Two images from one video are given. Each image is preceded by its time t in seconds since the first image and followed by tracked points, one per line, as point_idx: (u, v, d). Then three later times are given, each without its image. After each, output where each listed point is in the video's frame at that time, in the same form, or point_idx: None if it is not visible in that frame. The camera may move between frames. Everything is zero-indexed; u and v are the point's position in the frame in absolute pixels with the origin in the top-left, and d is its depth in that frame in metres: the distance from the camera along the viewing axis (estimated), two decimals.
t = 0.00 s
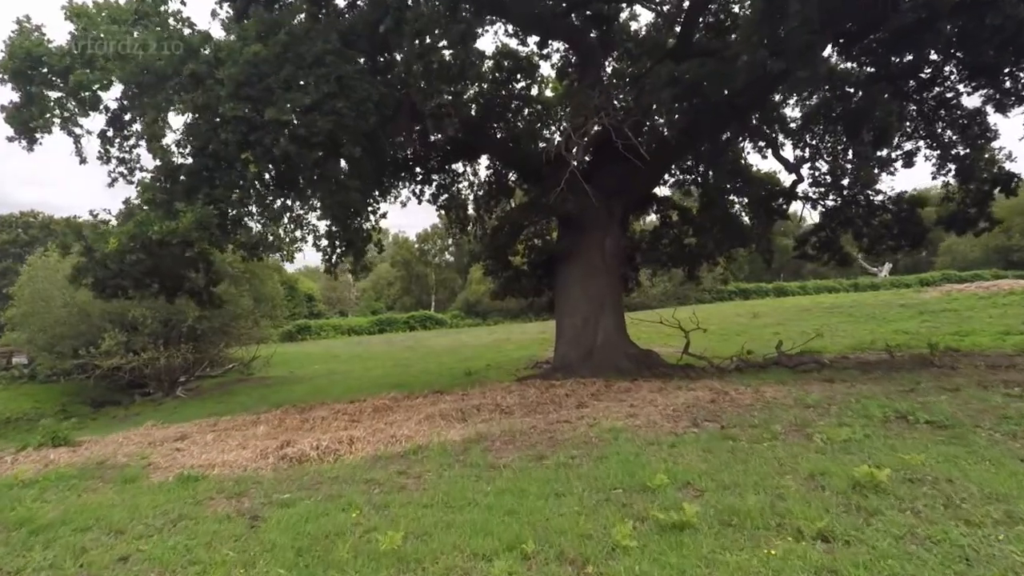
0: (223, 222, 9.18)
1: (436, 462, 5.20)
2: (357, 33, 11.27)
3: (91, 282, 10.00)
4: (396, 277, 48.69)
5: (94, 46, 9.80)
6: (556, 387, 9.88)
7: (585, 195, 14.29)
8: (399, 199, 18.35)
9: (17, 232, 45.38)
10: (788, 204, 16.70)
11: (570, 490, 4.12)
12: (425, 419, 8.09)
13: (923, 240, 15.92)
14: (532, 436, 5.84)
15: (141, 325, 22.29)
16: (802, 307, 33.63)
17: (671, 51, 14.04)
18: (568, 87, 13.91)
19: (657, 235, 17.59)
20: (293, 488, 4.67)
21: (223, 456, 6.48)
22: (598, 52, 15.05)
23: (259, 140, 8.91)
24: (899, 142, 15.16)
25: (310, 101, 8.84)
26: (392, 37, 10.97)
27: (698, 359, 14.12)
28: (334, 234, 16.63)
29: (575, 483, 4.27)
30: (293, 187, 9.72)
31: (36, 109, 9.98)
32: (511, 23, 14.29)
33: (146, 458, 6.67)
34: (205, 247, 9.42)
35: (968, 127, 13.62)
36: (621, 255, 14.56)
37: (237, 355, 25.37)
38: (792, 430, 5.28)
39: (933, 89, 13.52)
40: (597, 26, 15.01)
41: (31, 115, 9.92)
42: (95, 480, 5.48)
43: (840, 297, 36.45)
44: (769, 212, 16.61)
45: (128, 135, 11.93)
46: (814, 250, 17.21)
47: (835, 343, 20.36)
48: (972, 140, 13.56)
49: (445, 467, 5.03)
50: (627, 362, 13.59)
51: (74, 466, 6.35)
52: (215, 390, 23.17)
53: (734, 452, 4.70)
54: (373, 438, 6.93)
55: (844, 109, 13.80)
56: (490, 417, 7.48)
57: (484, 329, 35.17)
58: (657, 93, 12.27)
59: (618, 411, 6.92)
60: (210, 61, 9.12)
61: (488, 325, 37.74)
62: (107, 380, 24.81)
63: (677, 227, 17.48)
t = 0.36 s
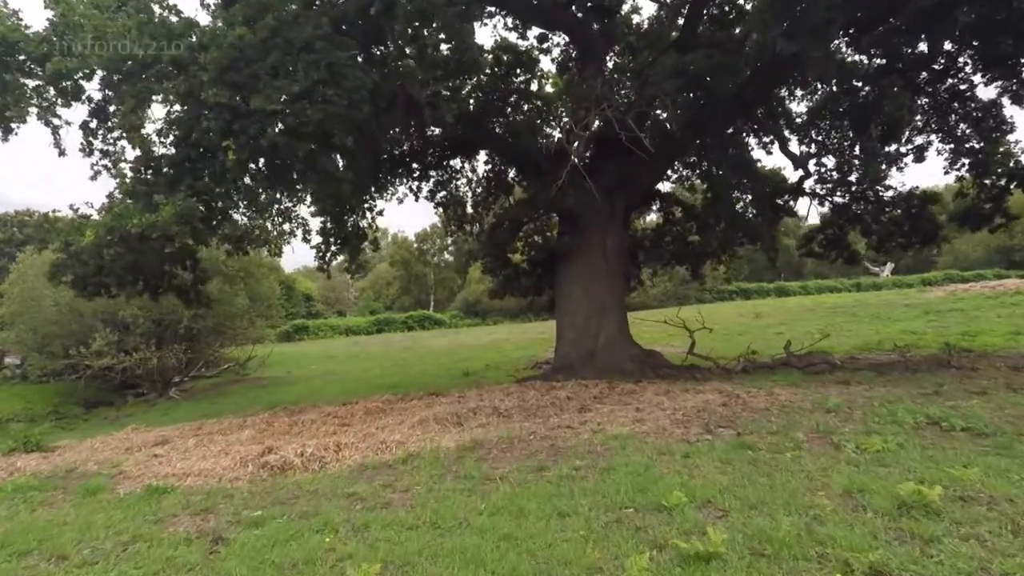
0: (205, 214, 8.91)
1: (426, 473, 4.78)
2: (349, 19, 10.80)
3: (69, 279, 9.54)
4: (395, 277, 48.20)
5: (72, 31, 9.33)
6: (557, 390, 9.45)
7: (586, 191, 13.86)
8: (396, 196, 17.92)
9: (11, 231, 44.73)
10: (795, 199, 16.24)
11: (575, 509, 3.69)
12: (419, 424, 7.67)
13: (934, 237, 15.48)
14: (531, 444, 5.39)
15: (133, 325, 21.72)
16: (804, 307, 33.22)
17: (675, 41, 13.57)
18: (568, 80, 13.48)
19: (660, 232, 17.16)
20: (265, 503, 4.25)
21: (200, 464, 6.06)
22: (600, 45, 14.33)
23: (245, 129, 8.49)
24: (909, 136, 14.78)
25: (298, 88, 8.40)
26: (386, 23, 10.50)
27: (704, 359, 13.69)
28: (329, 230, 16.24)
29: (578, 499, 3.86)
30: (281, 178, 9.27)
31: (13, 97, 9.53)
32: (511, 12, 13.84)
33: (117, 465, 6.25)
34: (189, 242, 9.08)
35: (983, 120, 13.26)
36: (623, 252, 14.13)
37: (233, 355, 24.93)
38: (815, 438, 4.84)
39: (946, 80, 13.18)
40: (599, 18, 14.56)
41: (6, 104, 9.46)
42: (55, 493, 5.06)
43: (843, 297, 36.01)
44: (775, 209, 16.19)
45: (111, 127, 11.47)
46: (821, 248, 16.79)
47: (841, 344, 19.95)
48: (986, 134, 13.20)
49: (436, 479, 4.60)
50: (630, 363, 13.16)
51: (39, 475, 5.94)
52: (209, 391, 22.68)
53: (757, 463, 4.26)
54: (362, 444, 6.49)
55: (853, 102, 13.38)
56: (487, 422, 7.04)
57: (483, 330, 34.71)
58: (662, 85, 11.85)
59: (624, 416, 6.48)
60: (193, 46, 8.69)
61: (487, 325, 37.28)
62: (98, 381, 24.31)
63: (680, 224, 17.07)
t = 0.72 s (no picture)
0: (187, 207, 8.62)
1: (415, 494, 4.36)
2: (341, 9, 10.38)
3: (47, 280, 9.08)
4: (394, 277, 47.74)
5: (50, 20, 8.91)
6: (557, 396, 9.02)
7: (588, 189, 13.45)
8: (392, 195, 17.49)
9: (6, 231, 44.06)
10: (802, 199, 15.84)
11: (582, 546, 3.29)
12: (412, 434, 7.25)
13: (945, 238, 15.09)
14: (532, 459, 4.98)
15: (124, 329, 21.01)
16: (807, 308, 32.84)
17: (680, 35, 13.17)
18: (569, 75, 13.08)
19: (663, 232, 16.75)
20: (236, 533, 3.88)
21: (176, 480, 5.65)
22: (602, 40, 13.95)
23: (228, 122, 8.19)
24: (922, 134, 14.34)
25: (285, 79, 7.99)
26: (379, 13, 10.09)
27: (709, 363, 13.27)
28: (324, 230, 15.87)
29: (583, 532, 3.46)
30: (266, 172, 8.92)
31: None
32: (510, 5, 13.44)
33: (88, 479, 5.86)
34: (170, 241, 8.60)
35: (997, 117, 12.89)
36: (626, 253, 13.71)
37: (228, 357, 24.52)
38: (843, 456, 4.43)
39: (959, 75, 12.82)
40: (601, 12, 14.15)
41: None
42: (14, 517, 4.69)
43: (847, 298, 35.61)
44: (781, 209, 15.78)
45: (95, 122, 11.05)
46: (828, 248, 16.37)
47: (847, 346, 19.56)
48: (1001, 131, 12.83)
49: (426, 501, 4.19)
50: (633, 367, 12.73)
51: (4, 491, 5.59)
52: (202, 394, 22.20)
53: (783, 487, 3.86)
54: (351, 458, 6.08)
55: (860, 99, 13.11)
56: (484, 432, 6.62)
57: (482, 331, 34.26)
58: (665, 78, 11.45)
59: (629, 427, 6.07)
60: (174, 35, 8.30)
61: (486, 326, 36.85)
62: (90, 382, 23.80)
63: (684, 224, 16.65)
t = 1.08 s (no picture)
0: (167, 202, 8.20)
1: (401, 512, 3.98)
2: None
3: (22, 276, 8.63)
4: (392, 277, 47.27)
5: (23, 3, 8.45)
6: (558, 400, 8.59)
7: (589, 185, 13.07)
8: (388, 192, 17.07)
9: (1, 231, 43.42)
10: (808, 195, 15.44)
11: None
12: (402, 439, 6.84)
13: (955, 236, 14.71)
14: (530, 471, 4.56)
15: (114, 328, 20.41)
16: (809, 308, 32.47)
17: (683, 26, 12.76)
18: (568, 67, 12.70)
19: (665, 229, 16.34)
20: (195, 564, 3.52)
21: (147, 491, 5.24)
22: (602, 32, 13.54)
23: (210, 112, 7.84)
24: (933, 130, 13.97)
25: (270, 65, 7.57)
26: None
27: (714, 364, 12.86)
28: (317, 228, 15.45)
29: (590, 563, 3.06)
30: (251, 166, 8.50)
31: None
32: None
33: (51, 490, 5.46)
34: (146, 235, 8.16)
35: (1012, 109, 12.52)
36: (628, 250, 13.28)
37: (223, 357, 24.08)
38: (876, 470, 4.06)
39: (972, 66, 12.49)
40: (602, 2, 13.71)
41: None
42: None
43: (849, 297, 35.25)
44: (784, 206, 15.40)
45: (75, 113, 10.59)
46: (835, 246, 15.97)
47: (853, 346, 19.16)
48: (1015, 123, 12.46)
49: (411, 522, 3.81)
50: (635, 368, 12.30)
51: None
52: (196, 395, 21.69)
53: (817, 509, 3.45)
54: (336, 466, 5.67)
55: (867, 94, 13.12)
56: (480, 438, 6.20)
57: (481, 331, 33.79)
58: (669, 69, 11.04)
59: (635, 433, 5.66)
60: (153, 19, 7.87)
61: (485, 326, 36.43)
62: (79, 383, 23.13)
63: (687, 221, 16.25)
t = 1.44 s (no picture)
0: (150, 201, 7.77)
1: (391, 541, 3.65)
2: None
3: None
4: (391, 277, 46.82)
5: None
6: (561, 407, 8.21)
7: (593, 184, 12.69)
8: (386, 191, 16.69)
9: None
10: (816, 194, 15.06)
11: None
12: (397, 450, 6.46)
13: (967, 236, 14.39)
14: (534, 492, 4.18)
15: (106, 329, 19.85)
16: (813, 309, 32.15)
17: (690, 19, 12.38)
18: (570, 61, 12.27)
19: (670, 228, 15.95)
20: None
21: (121, 508, 4.89)
22: (606, 26, 13.12)
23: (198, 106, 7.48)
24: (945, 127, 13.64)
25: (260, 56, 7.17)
26: None
27: (722, 368, 12.48)
28: (315, 226, 15.18)
29: None
30: (240, 165, 8.16)
31: None
32: None
33: (20, 506, 5.15)
34: (129, 234, 7.75)
35: None
36: (632, 250, 12.89)
37: (219, 357, 22.98)
38: (921, 494, 3.72)
39: (988, 60, 12.31)
40: None
41: None
42: None
43: (853, 298, 34.95)
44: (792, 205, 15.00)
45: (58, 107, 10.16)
46: (843, 246, 15.62)
47: (861, 349, 18.83)
48: None
49: (402, 553, 3.49)
50: (641, 373, 11.91)
51: None
52: (194, 395, 21.14)
53: (866, 548, 3.09)
54: (324, 481, 5.30)
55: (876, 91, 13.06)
56: (480, 451, 5.80)
57: (481, 332, 33.38)
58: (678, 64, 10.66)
59: (645, 446, 5.26)
60: (135, 7, 7.45)
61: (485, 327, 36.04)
62: (71, 386, 22.24)
63: (691, 220, 15.88)
